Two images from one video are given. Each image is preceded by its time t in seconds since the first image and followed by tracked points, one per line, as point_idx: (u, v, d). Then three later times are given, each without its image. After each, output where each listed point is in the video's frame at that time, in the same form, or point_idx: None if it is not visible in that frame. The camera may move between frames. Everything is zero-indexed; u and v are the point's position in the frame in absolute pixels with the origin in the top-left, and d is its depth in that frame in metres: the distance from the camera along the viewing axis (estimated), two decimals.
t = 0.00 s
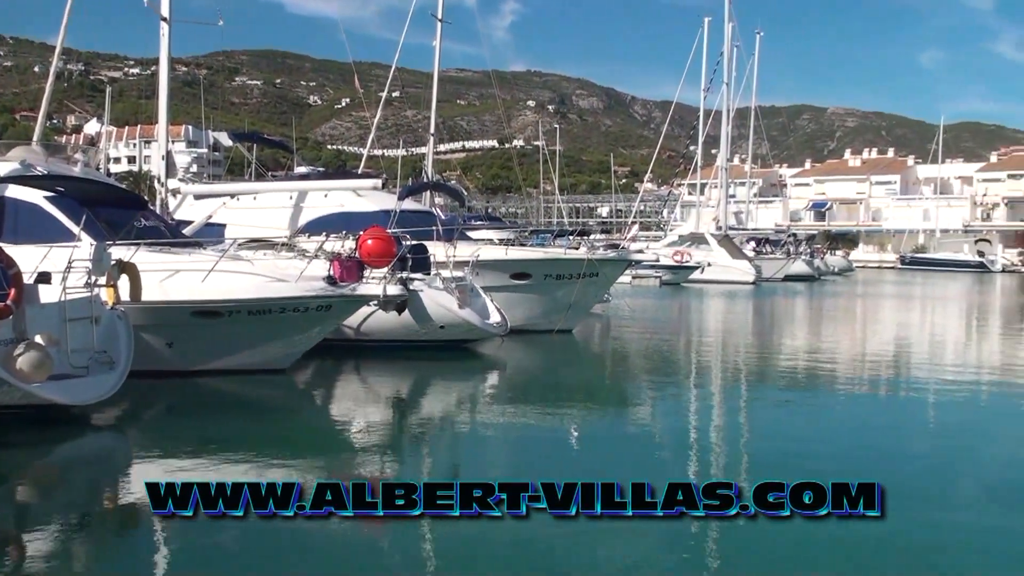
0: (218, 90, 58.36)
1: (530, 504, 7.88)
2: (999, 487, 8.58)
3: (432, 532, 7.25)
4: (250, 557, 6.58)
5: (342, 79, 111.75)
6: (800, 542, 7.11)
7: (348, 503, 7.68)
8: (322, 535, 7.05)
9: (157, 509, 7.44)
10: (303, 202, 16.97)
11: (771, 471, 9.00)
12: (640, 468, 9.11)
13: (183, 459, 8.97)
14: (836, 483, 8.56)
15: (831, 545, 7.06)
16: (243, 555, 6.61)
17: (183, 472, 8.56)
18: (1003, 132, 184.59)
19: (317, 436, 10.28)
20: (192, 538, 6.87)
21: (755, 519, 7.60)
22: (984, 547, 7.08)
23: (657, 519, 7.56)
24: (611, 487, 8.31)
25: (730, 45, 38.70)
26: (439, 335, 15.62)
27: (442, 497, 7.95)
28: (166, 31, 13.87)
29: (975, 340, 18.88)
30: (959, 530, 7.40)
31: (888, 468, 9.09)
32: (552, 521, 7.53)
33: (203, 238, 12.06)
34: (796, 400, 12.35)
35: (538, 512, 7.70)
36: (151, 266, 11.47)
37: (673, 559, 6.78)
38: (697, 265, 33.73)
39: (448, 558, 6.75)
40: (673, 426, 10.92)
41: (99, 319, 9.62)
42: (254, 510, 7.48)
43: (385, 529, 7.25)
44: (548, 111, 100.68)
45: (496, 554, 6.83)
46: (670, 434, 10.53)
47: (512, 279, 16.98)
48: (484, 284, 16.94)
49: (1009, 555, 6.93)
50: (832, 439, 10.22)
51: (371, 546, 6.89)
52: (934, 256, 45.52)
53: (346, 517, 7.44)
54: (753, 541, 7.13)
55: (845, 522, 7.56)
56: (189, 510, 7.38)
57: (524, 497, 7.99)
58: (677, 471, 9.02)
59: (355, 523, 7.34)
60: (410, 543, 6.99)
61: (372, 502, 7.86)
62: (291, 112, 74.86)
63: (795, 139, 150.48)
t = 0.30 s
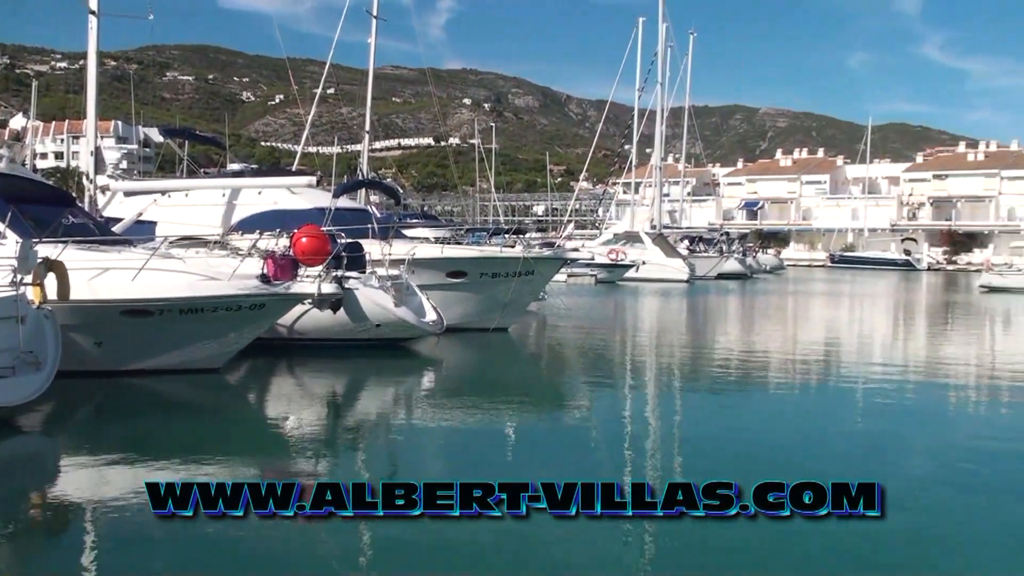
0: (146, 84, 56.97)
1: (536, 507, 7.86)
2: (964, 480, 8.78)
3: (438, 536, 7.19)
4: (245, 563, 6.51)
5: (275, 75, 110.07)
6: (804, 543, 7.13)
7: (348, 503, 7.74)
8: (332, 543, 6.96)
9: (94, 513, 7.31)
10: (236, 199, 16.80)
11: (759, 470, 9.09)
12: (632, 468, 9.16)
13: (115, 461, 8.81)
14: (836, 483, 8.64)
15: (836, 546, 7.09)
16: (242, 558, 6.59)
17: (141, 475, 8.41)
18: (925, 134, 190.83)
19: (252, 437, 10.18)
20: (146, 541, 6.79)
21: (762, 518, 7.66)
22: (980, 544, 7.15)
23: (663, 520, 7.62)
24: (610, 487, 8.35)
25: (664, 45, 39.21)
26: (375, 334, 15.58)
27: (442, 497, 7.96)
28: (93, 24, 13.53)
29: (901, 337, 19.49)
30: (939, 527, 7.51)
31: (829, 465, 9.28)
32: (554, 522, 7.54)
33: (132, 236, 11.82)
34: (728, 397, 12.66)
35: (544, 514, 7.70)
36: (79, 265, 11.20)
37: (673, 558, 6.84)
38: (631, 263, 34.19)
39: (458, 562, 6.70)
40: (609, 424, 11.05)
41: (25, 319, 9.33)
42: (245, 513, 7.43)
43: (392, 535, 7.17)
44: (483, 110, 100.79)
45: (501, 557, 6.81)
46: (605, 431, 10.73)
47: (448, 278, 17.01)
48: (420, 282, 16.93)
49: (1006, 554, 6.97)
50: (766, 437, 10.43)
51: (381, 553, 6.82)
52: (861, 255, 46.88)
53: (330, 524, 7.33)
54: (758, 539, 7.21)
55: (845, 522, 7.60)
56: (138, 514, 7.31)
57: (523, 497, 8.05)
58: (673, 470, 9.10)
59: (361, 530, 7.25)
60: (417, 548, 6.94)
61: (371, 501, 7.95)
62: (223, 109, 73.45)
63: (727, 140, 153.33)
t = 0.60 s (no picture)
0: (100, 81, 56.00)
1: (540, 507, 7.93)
2: (940, 480, 8.87)
3: (445, 538, 7.21)
4: (248, 566, 6.53)
5: (235, 74, 108.86)
6: (805, 547, 7.17)
7: (349, 503, 7.82)
8: (341, 545, 6.99)
9: (47, 515, 7.25)
10: (195, 199, 16.63)
11: (740, 470, 9.17)
12: (626, 468, 9.23)
13: (70, 463, 8.71)
14: (837, 483, 8.72)
15: (836, 549, 7.14)
16: (243, 561, 6.61)
17: (116, 479, 8.34)
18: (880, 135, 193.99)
19: (210, 437, 10.10)
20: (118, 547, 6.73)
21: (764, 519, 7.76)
22: (977, 546, 7.21)
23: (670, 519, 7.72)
24: (611, 487, 8.44)
25: (625, 46, 39.42)
26: (335, 335, 15.52)
27: (442, 497, 8.04)
28: (47, 21, 13.32)
29: (858, 337, 19.74)
30: (927, 529, 7.55)
31: (794, 466, 9.36)
32: (555, 523, 7.59)
33: (89, 236, 11.67)
34: (687, 396, 12.82)
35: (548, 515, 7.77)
36: (34, 265, 11.05)
37: (670, 558, 6.90)
38: (592, 263, 34.39)
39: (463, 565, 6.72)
40: (567, 424, 11.10)
41: None
42: (243, 514, 7.49)
43: (399, 538, 7.18)
44: (444, 110, 100.59)
45: (481, 558, 6.85)
46: (564, 430, 10.82)
47: (409, 278, 17.00)
48: (381, 282, 16.89)
49: (999, 556, 7.03)
50: (724, 437, 10.52)
51: (390, 555, 6.84)
52: (819, 256, 47.60)
53: (313, 529, 7.27)
54: (761, 540, 7.28)
55: (845, 524, 7.65)
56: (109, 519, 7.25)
57: (525, 497, 8.12)
58: (663, 469, 9.18)
59: (368, 534, 7.24)
60: (426, 551, 6.96)
61: (371, 501, 8.00)
62: (182, 107, 72.46)
63: (686, 141, 154.63)
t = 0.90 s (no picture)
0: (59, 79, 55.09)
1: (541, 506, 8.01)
2: (915, 479, 9.00)
3: (449, 540, 7.25)
4: (238, 567, 6.57)
5: (197, 72, 107.60)
6: (808, 545, 7.26)
7: (349, 503, 7.86)
8: (348, 546, 7.03)
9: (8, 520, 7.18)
10: (157, 198, 16.44)
11: (715, 470, 9.27)
12: (615, 467, 9.32)
13: (31, 465, 8.63)
14: (836, 483, 8.85)
15: (832, 548, 7.22)
16: (214, 562, 6.60)
17: (93, 483, 8.27)
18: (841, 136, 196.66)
19: (172, 438, 10.05)
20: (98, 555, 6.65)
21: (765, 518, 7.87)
22: (969, 543, 7.32)
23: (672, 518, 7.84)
24: (611, 487, 8.53)
25: (590, 47, 39.56)
26: (299, 335, 15.45)
27: (442, 497, 8.13)
28: (7, 19, 13.08)
29: (822, 337, 20.00)
30: (912, 528, 7.65)
31: (765, 466, 9.48)
32: (555, 524, 7.64)
33: (49, 235, 11.48)
34: (652, 395, 12.97)
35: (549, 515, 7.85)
36: None
37: (664, 559, 6.97)
38: (557, 263, 34.54)
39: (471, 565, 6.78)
40: (535, 425, 11.17)
41: None
42: (242, 514, 7.55)
43: (403, 539, 7.21)
44: (409, 110, 100.37)
45: (457, 558, 6.89)
46: (530, 429, 10.91)
47: (374, 278, 16.97)
48: (346, 283, 16.85)
49: (986, 553, 7.13)
50: (691, 437, 10.62)
51: (388, 556, 6.86)
52: (782, 256, 48.21)
53: (274, 529, 7.29)
54: (760, 539, 7.40)
55: (839, 524, 7.73)
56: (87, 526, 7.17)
57: (525, 498, 8.19)
58: (644, 469, 9.27)
59: (373, 534, 7.28)
60: (409, 551, 6.98)
61: (371, 502, 8.03)
62: (143, 106, 71.53)
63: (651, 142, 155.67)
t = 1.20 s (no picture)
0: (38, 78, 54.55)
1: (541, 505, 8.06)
2: (895, 478, 9.11)
3: (436, 538, 7.29)
4: (224, 569, 6.58)
5: (178, 72, 107.05)
6: (790, 542, 7.35)
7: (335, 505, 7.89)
8: (355, 545, 7.03)
9: None
10: (138, 199, 16.34)
11: (700, 471, 9.31)
12: (608, 467, 9.35)
13: (13, 468, 8.57)
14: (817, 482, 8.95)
15: (832, 547, 7.27)
16: (199, 565, 6.60)
17: (83, 487, 8.22)
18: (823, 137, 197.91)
19: (155, 440, 10.00)
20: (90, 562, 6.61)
21: (766, 514, 7.95)
22: (966, 543, 7.39)
23: (677, 514, 7.91)
24: (596, 487, 8.59)
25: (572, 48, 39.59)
26: (282, 336, 15.40)
27: (427, 498, 8.16)
28: None
29: (803, 337, 20.15)
30: (898, 526, 7.71)
31: (749, 466, 9.52)
32: (541, 521, 7.69)
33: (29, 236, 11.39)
34: (635, 395, 13.03)
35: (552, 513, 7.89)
36: None
37: (648, 555, 7.04)
38: (540, 264, 34.57)
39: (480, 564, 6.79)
40: (516, 425, 11.18)
41: None
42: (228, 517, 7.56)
43: (409, 540, 7.22)
44: (391, 111, 100.15)
45: (444, 556, 6.93)
46: (516, 429, 10.96)
47: (357, 278, 16.96)
48: (329, 283, 16.83)
49: (966, 550, 7.24)
50: (670, 438, 10.66)
51: (376, 555, 6.89)
52: (765, 257, 48.48)
53: (259, 531, 7.30)
54: (764, 537, 7.45)
55: (834, 523, 7.78)
56: (76, 531, 7.13)
57: (529, 494, 8.24)
58: (635, 469, 9.29)
59: (380, 534, 7.29)
60: (396, 550, 7.01)
61: (376, 498, 8.08)
62: (124, 106, 70.97)
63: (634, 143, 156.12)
